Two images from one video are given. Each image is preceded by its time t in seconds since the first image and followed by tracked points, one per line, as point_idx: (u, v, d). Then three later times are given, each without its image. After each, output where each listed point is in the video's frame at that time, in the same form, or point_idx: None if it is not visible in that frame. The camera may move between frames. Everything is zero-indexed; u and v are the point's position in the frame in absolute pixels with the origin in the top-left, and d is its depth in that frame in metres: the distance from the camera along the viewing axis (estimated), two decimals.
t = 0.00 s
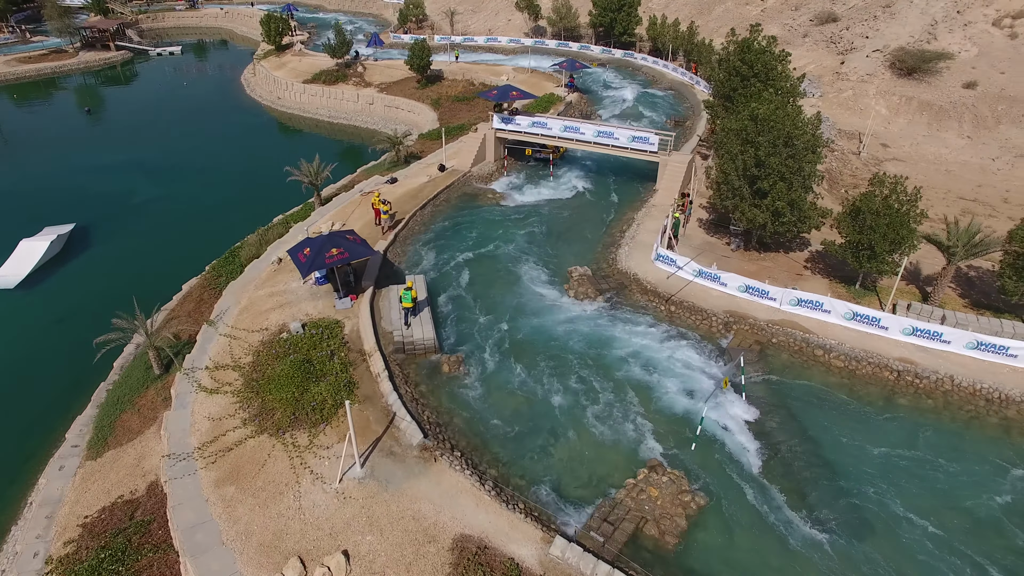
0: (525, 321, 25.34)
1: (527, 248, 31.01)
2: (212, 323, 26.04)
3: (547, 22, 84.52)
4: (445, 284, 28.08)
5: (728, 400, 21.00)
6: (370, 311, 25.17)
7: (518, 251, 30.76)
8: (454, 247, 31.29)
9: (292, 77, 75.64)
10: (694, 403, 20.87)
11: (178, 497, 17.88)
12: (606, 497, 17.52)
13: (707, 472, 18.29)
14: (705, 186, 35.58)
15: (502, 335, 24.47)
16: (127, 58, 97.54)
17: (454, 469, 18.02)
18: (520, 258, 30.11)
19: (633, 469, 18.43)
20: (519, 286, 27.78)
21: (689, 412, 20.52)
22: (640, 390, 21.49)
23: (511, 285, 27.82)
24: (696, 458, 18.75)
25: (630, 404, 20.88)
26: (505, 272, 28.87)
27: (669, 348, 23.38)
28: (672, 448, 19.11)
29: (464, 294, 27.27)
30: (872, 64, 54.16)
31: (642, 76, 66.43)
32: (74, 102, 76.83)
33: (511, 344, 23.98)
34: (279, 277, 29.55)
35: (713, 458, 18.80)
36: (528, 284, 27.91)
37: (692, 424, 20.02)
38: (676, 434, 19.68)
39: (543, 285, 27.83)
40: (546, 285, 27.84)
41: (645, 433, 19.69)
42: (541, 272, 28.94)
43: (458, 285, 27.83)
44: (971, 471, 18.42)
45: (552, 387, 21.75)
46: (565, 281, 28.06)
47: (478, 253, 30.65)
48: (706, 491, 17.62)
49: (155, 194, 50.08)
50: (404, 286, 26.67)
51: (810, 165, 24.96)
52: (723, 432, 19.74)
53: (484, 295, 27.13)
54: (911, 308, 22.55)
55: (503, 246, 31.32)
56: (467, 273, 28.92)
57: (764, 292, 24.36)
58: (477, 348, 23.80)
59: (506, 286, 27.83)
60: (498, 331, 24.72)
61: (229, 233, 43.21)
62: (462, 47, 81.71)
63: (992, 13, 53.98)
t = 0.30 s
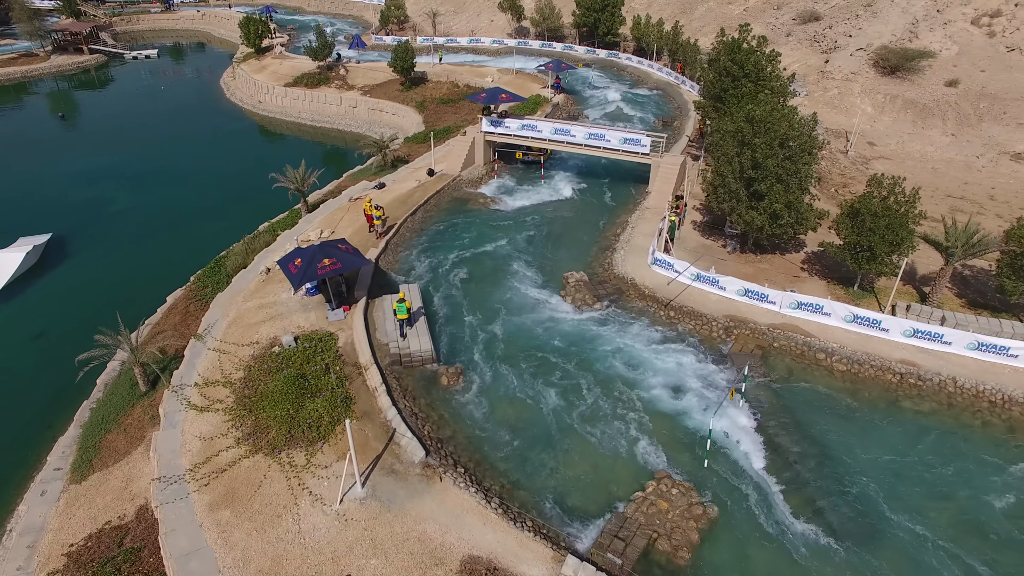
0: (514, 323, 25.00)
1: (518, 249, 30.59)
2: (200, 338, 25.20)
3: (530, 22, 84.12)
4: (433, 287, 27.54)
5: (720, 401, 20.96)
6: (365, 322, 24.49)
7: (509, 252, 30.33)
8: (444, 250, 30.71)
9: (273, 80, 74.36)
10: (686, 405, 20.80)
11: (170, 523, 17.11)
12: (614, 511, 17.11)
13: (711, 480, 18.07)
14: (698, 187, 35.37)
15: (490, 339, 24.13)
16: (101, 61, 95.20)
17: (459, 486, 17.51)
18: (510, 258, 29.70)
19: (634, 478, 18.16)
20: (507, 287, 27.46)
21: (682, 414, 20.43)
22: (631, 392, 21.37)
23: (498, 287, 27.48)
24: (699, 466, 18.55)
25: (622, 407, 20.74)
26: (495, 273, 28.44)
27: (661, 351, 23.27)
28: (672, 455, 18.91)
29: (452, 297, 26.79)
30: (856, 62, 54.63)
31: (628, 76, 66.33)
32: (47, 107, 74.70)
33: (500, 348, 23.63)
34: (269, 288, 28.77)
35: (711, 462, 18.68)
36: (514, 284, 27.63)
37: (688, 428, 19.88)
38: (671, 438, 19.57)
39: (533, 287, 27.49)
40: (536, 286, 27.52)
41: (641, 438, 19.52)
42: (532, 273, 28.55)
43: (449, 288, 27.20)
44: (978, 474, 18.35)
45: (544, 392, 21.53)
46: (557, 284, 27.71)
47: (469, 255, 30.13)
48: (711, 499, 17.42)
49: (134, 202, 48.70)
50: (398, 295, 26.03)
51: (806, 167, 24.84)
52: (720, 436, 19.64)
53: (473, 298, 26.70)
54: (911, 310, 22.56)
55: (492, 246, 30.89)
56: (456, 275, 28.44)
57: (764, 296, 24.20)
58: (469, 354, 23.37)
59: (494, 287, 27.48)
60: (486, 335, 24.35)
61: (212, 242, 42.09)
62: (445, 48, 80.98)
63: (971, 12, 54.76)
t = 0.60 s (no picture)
0: (505, 329, 24.63)
1: (510, 253, 30.12)
2: (187, 353, 24.36)
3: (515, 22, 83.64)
4: (423, 294, 26.98)
5: (711, 403, 20.82)
6: (358, 334, 23.79)
7: (500, 256, 29.86)
8: (434, 256, 30.12)
9: (255, 84, 73.09)
10: (676, 407, 20.66)
11: (161, 552, 16.35)
12: (621, 527, 16.70)
13: (715, 488, 17.82)
14: (691, 188, 35.08)
15: (479, 345, 23.74)
16: (76, 65, 92.97)
17: (462, 506, 17.00)
18: (502, 262, 29.26)
19: (635, 487, 17.89)
20: (495, 291, 27.07)
21: (675, 418, 20.26)
22: (622, 397, 21.16)
23: (488, 291, 27.06)
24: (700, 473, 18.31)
25: (613, 412, 20.53)
26: (486, 279, 28.03)
27: (651, 353, 23.10)
28: (671, 463, 18.65)
29: (441, 304, 26.31)
30: (842, 61, 54.93)
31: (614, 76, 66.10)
32: (20, 113, 72.66)
33: (490, 355, 23.24)
34: (257, 300, 27.98)
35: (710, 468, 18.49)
36: (504, 288, 27.25)
37: (684, 433, 19.67)
38: (665, 443, 19.36)
39: (524, 290, 27.09)
40: (527, 290, 27.15)
41: (637, 445, 19.27)
42: (525, 277, 28.11)
43: (442, 295, 26.60)
44: (987, 478, 18.19)
45: (535, 398, 21.23)
46: (549, 288, 27.33)
47: (460, 260, 29.58)
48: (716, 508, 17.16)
49: (113, 210, 47.31)
50: (392, 305, 25.35)
51: (804, 168, 24.55)
52: (716, 439, 19.45)
53: (463, 304, 26.23)
54: (911, 312, 22.49)
55: (483, 250, 30.44)
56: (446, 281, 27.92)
57: (764, 300, 23.97)
58: (462, 362, 22.90)
59: (483, 292, 27.07)
60: (475, 341, 23.96)
61: (195, 251, 40.94)
62: (429, 50, 80.21)
63: (952, 11, 55.38)
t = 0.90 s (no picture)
0: (495, 336, 24.19)
1: (502, 258, 29.62)
2: (174, 369, 23.51)
3: (500, 23, 83.07)
4: (413, 302, 26.42)
5: (704, 408, 20.54)
6: (351, 347, 23.07)
7: (492, 261, 29.36)
8: (425, 262, 29.50)
9: (237, 87, 71.86)
10: (668, 413, 20.38)
11: None
12: (628, 544, 16.25)
13: (717, 498, 17.52)
14: (685, 190, 34.73)
15: (468, 353, 23.29)
16: (52, 68, 90.78)
17: (464, 527, 16.44)
18: (494, 268, 28.78)
19: (635, 498, 17.54)
20: (485, 296, 26.64)
21: (670, 424, 19.97)
22: (614, 403, 20.82)
23: (478, 297, 26.58)
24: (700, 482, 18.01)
25: (606, 419, 20.20)
26: (477, 284, 27.53)
27: (643, 358, 22.82)
28: (676, 475, 18.23)
29: (430, 311, 25.79)
30: (829, 61, 55.13)
31: (602, 77, 65.75)
32: None
33: (480, 363, 22.80)
34: (245, 312, 27.17)
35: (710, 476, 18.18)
36: (495, 294, 26.78)
37: (680, 440, 19.36)
38: (660, 451, 19.05)
39: (516, 296, 26.63)
40: (518, 295, 26.69)
41: (633, 454, 18.94)
42: (517, 283, 27.63)
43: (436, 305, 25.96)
44: (996, 484, 17.96)
45: (526, 407, 20.81)
46: (541, 293, 26.91)
47: (451, 266, 29.04)
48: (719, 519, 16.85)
49: (94, 219, 46.03)
50: (385, 315, 24.66)
51: (801, 172, 24.20)
52: (713, 445, 19.17)
53: (454, 311, 25.71)
54: (911, 315, 22.29)
55: (475, 256, 29.91)
56: (437, 288, 27.36)
57: (763, 305, 23.68)
58: (454, 372, 22.38)
59: (472, 297, 26.59)
60: (466, 349, 23.50)
61: (179, 260, 39.89)
62: (415, 51, 79.40)
63: (936, 10, 55.83)
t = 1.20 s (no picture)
0: (485, 344, 23.64)
1: (495, 264, 29.06)
2: (159, 386, 22.65)
3: (487, 24, 82.37)
4: (402, 309, 25.77)
5: (694, 416, 20.18)
6: (343, 361, 22.36)
7: (484, 267, 28.80)
8: (418, 269, 28.81)
9: (221, 90, 70.60)
10: (658, 422, 20.01)
11: None
12: (635, 564, 15.76)
13: (715, 510, 17.15)
14: (679, 193, 34.27)
15: (456, 362, 22.73)
16: (29, 72, 88.75)
17: (465, 549, 15.85)
18: (486, 274, 28.21)
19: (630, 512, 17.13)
20: (476, 303, 26.09)
21: (662, 433, 19.59)
22: (605, 413, 20.38)
23: (468, 303, 26.02)
24: (693, 491, 17.70)
25: (597, 429, 19.77)
26: (468, 291, 26.92)
27: (634, 365, 22.43)
28: (682, 489, 17.75)
29: (419, 317, 25.18)
30: (819, 60, 55.12)
31: (591, 77, 65.28)
32: None
33: (469, 372, 22.23)
34: (233, 324, 26.35)
35: (705, 486, 17.83)
36: (486, 301, 26.22)
37: (680, 451, 18.92)
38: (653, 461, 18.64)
39: (508, 302, 26.11)
40: (510, 302, 26.18)
41: (625, 465, 18.52)
42: (511, 290, 27.09)
43: (431, 314, 25.27)
44: (1005, 494, 17.71)
45: (516, 418, 20.32)
46: (535, 299, 26.41)
47: (442, 272, 28.43)
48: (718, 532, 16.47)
49: (75, 227, 44.81)
50: (377, 326, 23.97)
51: (801, 175, 23.85)
52: (707, 453, 18.83)
53: (443, 318, 25.15)
54: (913, 319, 21.93)
55: (466, 261, 29.35)
56: (426, 294, 26.74)
57: (764, 311, 23.31)
58: (445, 383, 21.78)
59: (461, 304, 26.02)
60: (453, 358, 22.94)
61: (164, 268, 38.90)
62: (401, 53, 78.52)
63: (923, 9, 56.09)
